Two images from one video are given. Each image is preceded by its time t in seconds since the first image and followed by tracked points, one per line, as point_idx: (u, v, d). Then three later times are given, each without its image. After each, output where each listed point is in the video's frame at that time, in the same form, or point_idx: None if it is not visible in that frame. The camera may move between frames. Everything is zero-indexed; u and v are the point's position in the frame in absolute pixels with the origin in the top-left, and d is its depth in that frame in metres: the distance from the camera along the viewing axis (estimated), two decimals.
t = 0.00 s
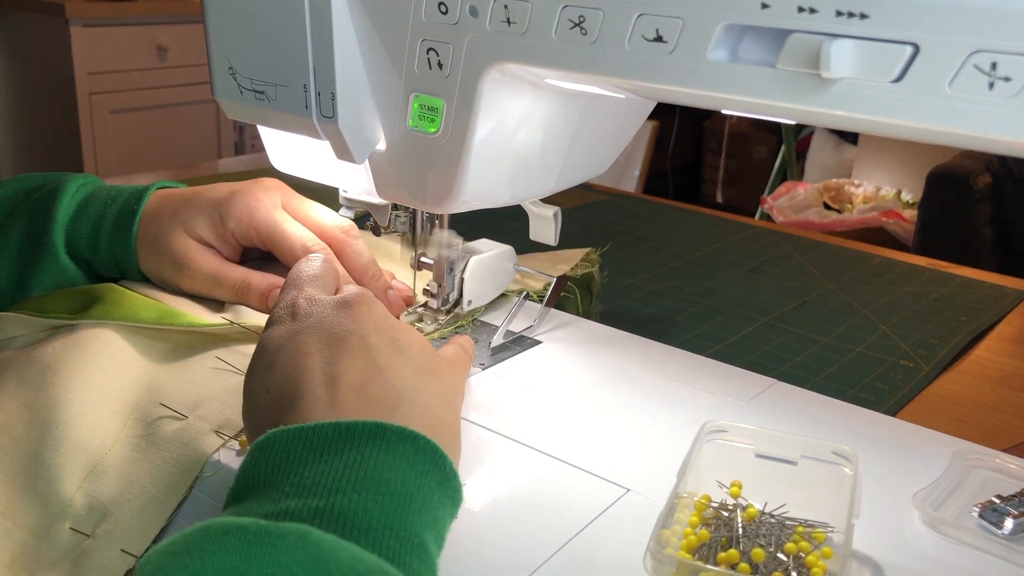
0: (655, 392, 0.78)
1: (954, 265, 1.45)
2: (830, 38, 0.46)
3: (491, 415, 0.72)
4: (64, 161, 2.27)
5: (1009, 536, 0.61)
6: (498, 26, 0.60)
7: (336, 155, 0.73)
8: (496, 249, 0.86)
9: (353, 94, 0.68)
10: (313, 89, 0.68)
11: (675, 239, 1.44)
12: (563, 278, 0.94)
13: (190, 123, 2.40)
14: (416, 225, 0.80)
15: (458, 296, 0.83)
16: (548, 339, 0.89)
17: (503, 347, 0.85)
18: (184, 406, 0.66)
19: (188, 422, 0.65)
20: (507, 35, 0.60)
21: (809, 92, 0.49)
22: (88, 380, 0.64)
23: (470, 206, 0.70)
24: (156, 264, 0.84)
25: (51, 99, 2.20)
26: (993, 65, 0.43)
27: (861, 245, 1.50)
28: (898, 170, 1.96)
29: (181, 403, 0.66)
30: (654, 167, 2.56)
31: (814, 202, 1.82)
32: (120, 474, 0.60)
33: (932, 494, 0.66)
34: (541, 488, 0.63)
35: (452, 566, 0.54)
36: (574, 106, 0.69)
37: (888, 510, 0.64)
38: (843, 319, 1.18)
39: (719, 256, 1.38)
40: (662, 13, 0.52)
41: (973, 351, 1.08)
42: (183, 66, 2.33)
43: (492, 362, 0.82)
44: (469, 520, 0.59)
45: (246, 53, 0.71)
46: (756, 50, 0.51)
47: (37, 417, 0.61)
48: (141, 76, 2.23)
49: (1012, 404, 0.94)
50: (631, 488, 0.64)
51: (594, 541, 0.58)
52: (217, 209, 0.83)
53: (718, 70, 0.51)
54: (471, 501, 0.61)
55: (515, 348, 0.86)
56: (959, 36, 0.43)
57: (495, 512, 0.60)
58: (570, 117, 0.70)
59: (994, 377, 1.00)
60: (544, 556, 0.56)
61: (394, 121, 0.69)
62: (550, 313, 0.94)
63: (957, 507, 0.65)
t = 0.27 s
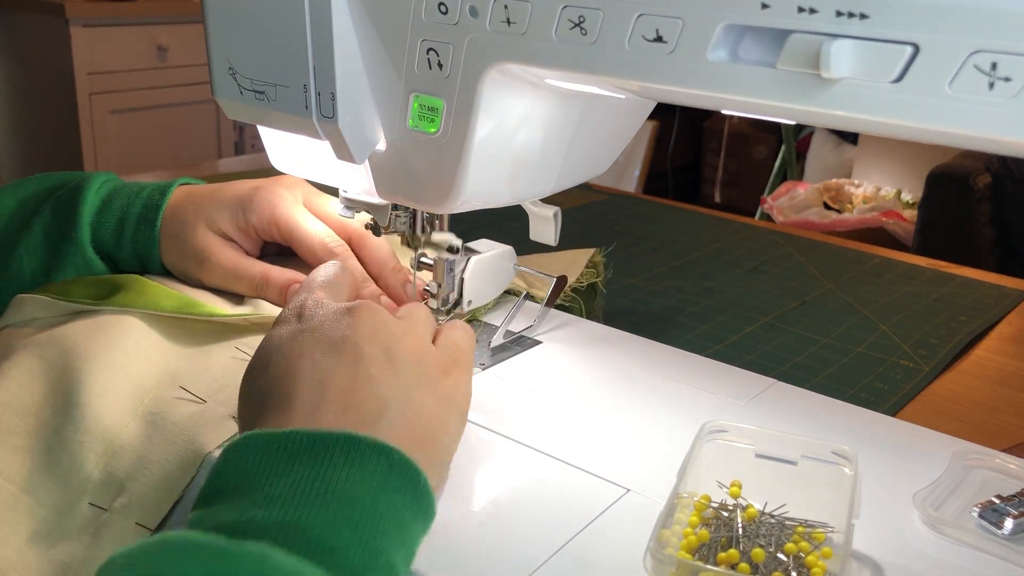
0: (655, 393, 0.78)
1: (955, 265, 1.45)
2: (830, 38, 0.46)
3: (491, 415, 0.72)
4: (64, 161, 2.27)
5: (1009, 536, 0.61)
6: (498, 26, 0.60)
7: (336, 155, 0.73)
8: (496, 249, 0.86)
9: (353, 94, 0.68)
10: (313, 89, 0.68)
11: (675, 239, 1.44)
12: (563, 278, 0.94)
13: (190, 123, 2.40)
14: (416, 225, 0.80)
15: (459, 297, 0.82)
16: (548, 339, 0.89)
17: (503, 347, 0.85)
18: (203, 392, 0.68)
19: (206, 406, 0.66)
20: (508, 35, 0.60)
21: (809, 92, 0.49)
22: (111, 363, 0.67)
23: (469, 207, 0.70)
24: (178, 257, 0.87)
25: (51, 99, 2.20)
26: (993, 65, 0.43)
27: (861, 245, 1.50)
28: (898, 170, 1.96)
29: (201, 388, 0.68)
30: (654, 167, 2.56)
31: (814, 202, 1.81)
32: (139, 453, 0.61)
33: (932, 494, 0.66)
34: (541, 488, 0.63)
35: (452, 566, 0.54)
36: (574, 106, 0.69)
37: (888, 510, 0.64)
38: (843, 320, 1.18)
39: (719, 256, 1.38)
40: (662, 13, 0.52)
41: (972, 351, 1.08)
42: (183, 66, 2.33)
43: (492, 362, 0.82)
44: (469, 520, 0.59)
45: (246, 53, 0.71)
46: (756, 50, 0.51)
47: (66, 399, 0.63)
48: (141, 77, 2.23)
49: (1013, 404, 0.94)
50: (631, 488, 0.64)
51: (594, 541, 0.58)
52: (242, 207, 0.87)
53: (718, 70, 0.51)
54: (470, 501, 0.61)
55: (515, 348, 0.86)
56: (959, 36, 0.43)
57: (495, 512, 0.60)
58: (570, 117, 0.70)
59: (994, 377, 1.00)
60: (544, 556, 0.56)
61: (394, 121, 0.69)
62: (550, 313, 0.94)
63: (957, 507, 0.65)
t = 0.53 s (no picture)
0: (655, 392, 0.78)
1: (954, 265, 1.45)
2: (830, 38, 0.46)
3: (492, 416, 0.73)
4: (64, 161, 2.27)
5: (1009, 535, 0.64)
6: (498, 25, 0.60)
7: (337, 155, 0.73)
8: (495, 249, 0.86)
9: (353, 94, 0.68)
10: (313, 89, 0.68)
11: (675, 238, 1.44)
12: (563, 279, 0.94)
13: (190, 123, 2.40)
14: (416, 225, 0.80)
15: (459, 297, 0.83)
16: (548, 339, 0.89)
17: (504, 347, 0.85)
18: (212, 387, 0.69)
19: (212, 403, 0.68)
20: (508, 35, 0.60)
21: (809, 92, 0.49)
22: (119, 362, 0.68)
23: (469, 207, 0.70)
24: (184, 256, 0.87)
25: (51, 98, 2.20)
26: (993, 65, 0.43)
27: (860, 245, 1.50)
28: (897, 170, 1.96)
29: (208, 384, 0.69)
30: (654, 167, 2.56)
31: (813, 202, 1.82)
32: (146, 452, 0.63)
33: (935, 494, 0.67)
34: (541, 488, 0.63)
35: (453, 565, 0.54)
36: (574, 106, 0.69)
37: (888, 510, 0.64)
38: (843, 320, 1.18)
39: (719, 256, 1.38)
40: (662, 13, 0.52)
41: (972, 352, 1.08)
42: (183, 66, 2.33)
43: (492, 362, 0.83)
44: (470, 520, 0.59)
45: (246, 54, 0.71)
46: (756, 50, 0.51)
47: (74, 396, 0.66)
48: (142, 77, 2.23)
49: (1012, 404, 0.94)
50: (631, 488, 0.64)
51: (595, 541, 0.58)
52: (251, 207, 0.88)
53: (718, 70, 0.51)
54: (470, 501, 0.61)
55: (516, 348, 0.86)
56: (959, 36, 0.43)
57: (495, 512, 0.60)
58: (570, 117, 0.70)
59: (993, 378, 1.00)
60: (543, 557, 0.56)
61: (394, 121, 0.69)
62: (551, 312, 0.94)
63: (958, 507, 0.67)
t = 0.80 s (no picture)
0: (662, 391, 0.77)
1: (959, 263, 1.44)
2: (851, 30, 0.45)
3: (497, 413, 0.72)
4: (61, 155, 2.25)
5: None
6: (507, 17, 0.59)
7: (341, 149, 0.72)
8: (502, 248, 0.88)
9: (358, 87, 0.67)
10: (318, 82, 0.67)
11: (678, 236, 1.43)
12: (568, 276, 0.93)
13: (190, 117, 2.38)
14: (421, 220, 0.79)
15: (463, 295, 0.84)
16: (553, 336, 0.88)
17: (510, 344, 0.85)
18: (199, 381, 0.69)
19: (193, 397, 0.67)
20: (518, 28, 0.59)
21: (829, 86, 0.47)
22: (132, 382, 0.71)
23: (476, 202, 0.69)
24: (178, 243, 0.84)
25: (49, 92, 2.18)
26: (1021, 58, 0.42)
27: (864, 243, 1.49)
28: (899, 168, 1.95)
29: (219, 393, 0.71)
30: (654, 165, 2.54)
31: (816, 200, 1.81)
32: (166, 466, 0.65)
33: (946, 495, 0.65)
34: (549, 489, 0.62)
35: (461, 568, 0.53)
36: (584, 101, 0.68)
37: (901, 512, 0.63)
38: (848, 318, 1.17)
39: (722, 253, 1.37)
40: (677, 6, 0.51)
41: (978, 351, 1.07)
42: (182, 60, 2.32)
43: (498, 359, 0.82)
44: (478, 521, 0.58)
45: (249, 46, 0.70)
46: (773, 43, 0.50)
47: (103, 419, 0.69)
48: (141, 72, 2.22)
49: (1020, 404, 0.93)
50: (640, 488, 0.63)
51: (604, 543, 0.57)
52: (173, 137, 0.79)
53: (734, 63, 0.50)
54: (477, 499, 0.60)
55: (521, 346, 0.84)
56: (986, 28, 0.42)
57: (503, 513, 0.59)
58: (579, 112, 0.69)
59: (1001, 377, 0.99)
60: (550, 560, 0.55)
61: (399, 115, 0.68)
62: (557, 310, 0.93)
63: (972, 508, 0.64)
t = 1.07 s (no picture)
0: (661, 391, 0.77)
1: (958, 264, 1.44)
2: (851, 30, 0.45)
3: (497, 414, 0.72)
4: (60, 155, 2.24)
5: None
6: (507, 17, 0.59)
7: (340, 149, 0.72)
8: (501, 249, 0.88)
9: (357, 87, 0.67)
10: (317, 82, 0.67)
11: (677, 236, 1.43)
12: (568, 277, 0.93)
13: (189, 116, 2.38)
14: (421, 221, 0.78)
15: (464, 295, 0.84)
16: (553, 336, 0.88)
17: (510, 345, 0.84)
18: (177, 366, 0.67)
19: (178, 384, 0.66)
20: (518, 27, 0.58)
21: (829, 86, 0.47)
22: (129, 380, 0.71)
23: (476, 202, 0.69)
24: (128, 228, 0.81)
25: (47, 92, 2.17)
26: (1021, 58, 0.42)
27: (863, 243, 1.49)
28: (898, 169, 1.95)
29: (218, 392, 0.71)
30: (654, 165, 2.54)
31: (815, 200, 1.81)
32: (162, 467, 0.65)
33: (946, 496, 0.65)
34: (548, 489, 0.62)
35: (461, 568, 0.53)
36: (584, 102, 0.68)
37: (901, 512, 0.63)
38: (848, 318, 1.17)
39: (722, 253, 1.37)
40: (677, 5, 0.51)
41: (978, 350, 1.08)
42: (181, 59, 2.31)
43: (498, 359, 0.82)
44: (477, 521, 0.58)
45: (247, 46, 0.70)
46: (773, 43, 0.50)
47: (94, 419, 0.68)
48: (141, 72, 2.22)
49: (1020, 404, 0.93)
50: (640, 488, 0.63)
51: (604, 544, 0.57)
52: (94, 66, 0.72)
53: (734, 62, 0.50)
54: (476, 499, 0.60)
55: (520, 346, 0.84)
56: (985, 27, 0.42)
57: (502, 513, 0.59)
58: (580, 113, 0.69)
59: (1000, 377, 0.99)
60: (549, 562, 0.54)
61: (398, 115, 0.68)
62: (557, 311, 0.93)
63: (972, 508, 0.64)
